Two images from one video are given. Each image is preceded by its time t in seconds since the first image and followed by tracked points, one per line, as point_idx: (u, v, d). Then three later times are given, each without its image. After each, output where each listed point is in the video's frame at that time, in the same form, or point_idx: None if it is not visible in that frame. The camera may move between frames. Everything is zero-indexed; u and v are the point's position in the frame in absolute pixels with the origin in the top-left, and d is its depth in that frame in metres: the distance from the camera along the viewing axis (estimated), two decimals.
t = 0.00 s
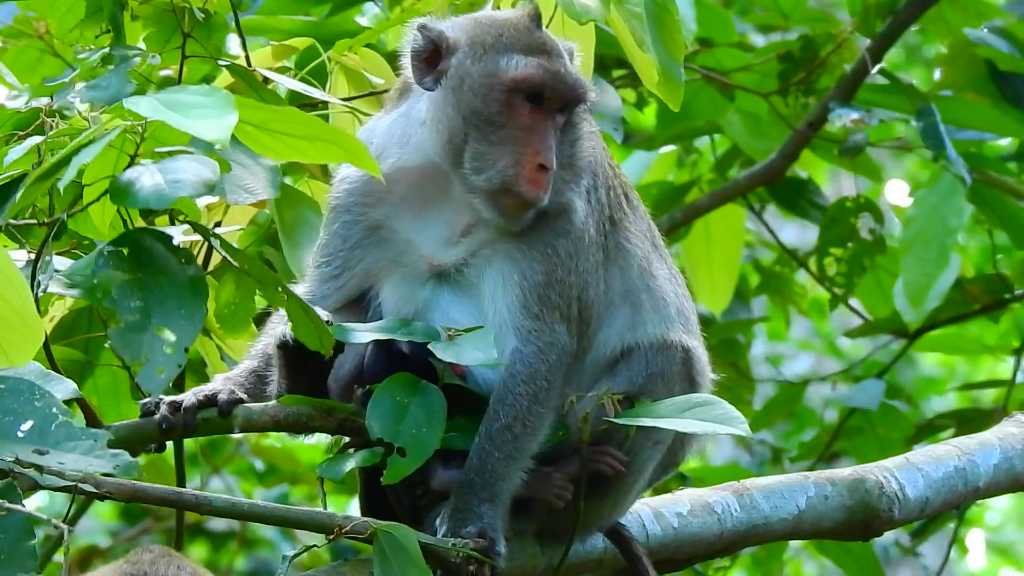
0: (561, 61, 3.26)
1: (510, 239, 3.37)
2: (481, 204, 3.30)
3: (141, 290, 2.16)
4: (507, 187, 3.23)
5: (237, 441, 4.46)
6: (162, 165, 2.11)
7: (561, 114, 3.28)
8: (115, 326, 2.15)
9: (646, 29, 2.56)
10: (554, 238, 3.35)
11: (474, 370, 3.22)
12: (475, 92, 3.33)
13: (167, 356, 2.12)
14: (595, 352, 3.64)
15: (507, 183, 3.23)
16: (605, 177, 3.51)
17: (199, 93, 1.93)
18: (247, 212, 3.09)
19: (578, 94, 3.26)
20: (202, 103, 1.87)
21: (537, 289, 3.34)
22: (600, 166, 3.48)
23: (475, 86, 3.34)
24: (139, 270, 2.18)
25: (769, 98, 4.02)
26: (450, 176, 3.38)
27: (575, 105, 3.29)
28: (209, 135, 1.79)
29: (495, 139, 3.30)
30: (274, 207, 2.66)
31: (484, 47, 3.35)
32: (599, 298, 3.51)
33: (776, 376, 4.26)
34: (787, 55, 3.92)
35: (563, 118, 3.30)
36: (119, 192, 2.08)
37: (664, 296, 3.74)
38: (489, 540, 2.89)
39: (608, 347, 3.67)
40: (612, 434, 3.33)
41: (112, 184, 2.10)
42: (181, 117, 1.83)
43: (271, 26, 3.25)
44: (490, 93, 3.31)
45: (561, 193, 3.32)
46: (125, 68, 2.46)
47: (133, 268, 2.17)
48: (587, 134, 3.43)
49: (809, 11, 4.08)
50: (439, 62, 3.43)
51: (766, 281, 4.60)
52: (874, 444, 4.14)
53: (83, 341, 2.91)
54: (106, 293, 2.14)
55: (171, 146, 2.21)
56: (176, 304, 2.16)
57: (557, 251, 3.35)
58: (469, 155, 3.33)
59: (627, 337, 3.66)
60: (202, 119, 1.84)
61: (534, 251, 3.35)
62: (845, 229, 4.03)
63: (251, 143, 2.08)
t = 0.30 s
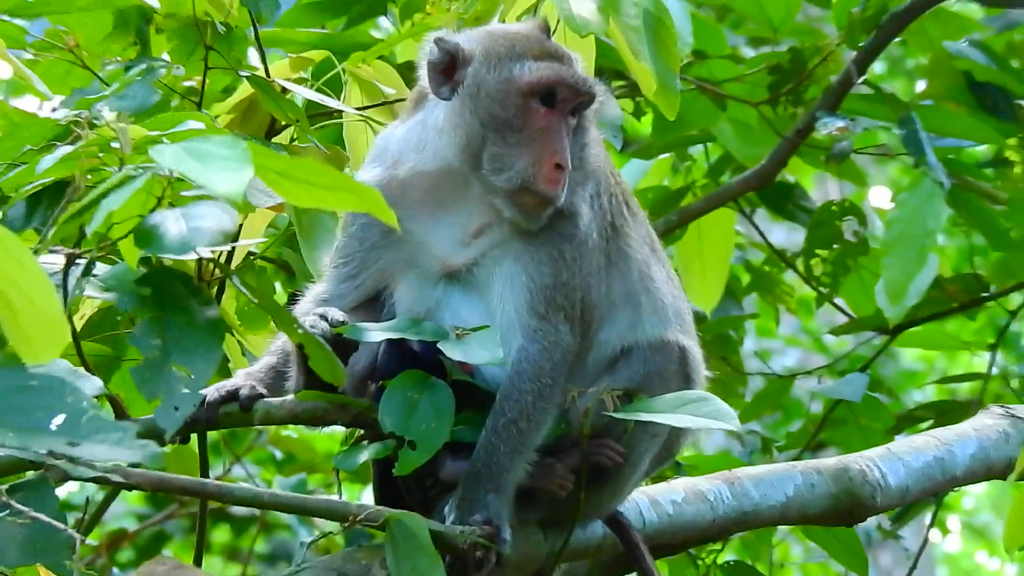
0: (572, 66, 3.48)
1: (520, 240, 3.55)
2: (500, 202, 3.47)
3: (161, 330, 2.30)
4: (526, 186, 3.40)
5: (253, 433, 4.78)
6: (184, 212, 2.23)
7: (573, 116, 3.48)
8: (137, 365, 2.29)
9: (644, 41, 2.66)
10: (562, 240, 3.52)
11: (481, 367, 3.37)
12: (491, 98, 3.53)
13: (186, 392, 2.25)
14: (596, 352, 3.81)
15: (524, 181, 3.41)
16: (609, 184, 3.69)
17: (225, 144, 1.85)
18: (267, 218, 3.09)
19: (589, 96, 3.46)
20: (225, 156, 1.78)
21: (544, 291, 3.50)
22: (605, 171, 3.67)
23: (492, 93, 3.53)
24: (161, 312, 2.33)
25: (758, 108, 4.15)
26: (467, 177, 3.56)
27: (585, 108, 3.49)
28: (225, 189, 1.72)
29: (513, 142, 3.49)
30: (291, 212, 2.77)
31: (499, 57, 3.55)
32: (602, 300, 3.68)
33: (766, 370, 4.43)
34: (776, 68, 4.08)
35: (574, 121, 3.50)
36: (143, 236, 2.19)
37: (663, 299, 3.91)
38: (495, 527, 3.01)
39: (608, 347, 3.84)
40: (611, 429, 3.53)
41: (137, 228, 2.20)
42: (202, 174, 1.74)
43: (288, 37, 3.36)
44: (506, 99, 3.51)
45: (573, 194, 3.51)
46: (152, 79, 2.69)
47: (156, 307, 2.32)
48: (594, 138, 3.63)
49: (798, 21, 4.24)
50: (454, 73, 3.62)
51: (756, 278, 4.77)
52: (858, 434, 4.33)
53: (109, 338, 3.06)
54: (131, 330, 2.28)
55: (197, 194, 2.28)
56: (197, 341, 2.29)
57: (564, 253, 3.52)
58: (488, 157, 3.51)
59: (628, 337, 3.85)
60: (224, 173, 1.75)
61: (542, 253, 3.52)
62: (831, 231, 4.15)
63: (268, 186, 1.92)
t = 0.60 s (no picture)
0: (572, 65, 3.49)
1: (520, 241, 3.56)
2: (501, 201, 3.48)
3: (161, 331, 2.29)
4: (527, 185, 3.41)
5: (255, 433, 4.88)
6: (182, 212, 2.19)
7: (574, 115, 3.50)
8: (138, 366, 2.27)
9: (644, 42, 2.66)
10: (561, 242, 3.54)
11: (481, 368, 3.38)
12: (490, 97, 3.55)
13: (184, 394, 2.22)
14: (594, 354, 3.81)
15: (524, 179, 3.43)
16: (608, 186, 3.71)
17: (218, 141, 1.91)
18: (266, 218, 3.12)
19: (589, 95, 3.48)
20: (220, 153, 1.83)
21: (543, 292, 3.52)
22: (605, 171, 3.68)
23: (492, 92, 3.55)
24: (160, 312, 2.32)
25: (757, 108, 4.17)
26: (469, 177, 3.58)
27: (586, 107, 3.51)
28: (222, 185, 1.76)
29: (513, 140, 3.51)
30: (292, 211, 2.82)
31: (498, 57, 3.56)
32: (600, 301, 3.69)
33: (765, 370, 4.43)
34: (775, 68, 4.07)
35: (575, 119, 3.52)
36: (139, 237, 2.16)
37: (661, 300, 3.92)
38: (494, 528, 3.02)
39: (607, 349, 3.84)
40: (611, 430, 3.53)
41: (134, 229, 2.18)
42: (200, 172, 1.79)
43: (289, 38, 3.38)
44: (505, 98, 3.53)
45: (573, 194, 3.53)
46: (152, 79, 2.70)
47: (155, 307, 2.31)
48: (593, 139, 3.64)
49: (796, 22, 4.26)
50: (454, 74, 3.65)
51: (756, 278, 4.78)
52: (857, 434, 4.35)
53: (111, 337, 3.09)
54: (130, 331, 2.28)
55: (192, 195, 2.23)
56: (195, 346, 2.27)
57: (564, 254, 3.53)
58: (488, 157, 3.53)
59: (628, 339, 3.85)
60: (221, 171, 1.80)
61: (542, 254, 3.54)
62: (829, 232, 4.18)
63: (269, 190, 2.00)
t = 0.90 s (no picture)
0: (571, 61, 3.49)
1: (520, 241, 3.56)
2: (500, 197, 3.48)
3: (152, 348, 2.28)
4: (525, 180, 3.40)
5: (257, 433, 4.94)
6: (177, 229, 2.18)
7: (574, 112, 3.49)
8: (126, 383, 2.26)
9: (645, 43, 2.67)
10: (560, 241, 3.54)
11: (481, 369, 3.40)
12: (488, 94, 3.54)
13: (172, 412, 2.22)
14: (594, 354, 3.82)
15: (523, 176, 3.42)
16: (608, 186, 3.71)
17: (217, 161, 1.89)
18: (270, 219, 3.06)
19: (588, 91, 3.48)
20: (217, 176, 1.82)
21: (543, 292, 3.53)
22: (604, 171, 3.68)
23: (489, 89, 3.54)
24: (153, 332, 2.32)
25: (760, 108, 4.17)
26: (469, 175, 3.56)
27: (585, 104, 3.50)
28: (216, 211, 1.75)
29: (511, 136, 3.50)
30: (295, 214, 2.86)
31: (496, 54, 3.57)
32: (600, 302, 3.69)
33: (766, 370, 4.43)
34: (775, 69, 4.07)
35: (575, 116, 3.51)
36: (135, 254, 2.16)
37: (662, 300, 3.92)
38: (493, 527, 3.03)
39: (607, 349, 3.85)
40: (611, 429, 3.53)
41: (129, 246, 2.17)
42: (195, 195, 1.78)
43: (291, 39, 3.39)
44: (502, 94, 3.52)
45: (572, 191, 3.53)
46: (154, 78, 2.72)
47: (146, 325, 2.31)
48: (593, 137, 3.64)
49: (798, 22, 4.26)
50: (453, 72, 3.66)
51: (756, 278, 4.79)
52: (858, 434, 4.36)
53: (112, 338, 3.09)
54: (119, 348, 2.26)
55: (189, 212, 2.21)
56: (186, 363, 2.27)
57: (564, 253, 3.54)
58: (487, 153, 3.52)
59: (628, 339, 3.85)
60: (218, 196, 1.78)
61: (541, 253, 3.54)
62: (830, 232, 4.18)
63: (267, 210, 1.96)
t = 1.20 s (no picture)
0: (563, 57, 3.47)
1: (518, 238, 3.55)
2: (489, 193, 3.49)
3: (152, 338, 2.30)
4: (513, 175, 3.42)
5: (259, 433, 4.94)
6: (175, 219, 2.19)
7: (566, 108, 3.48)
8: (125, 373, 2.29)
9: (648, 42, 2.67)
10: (557, 239, 3.53)
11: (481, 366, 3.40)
12: (479, 90, 3.55)
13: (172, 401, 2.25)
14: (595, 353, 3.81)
15: (511, 172, 3.43)
16: (606, 184, 3.70)
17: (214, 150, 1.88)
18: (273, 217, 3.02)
19: (579, 88, 3.46)
20: (212, 163, 1.81)
21: (542, 290, 3.51)
22: (602, 169, 3.67)
23: (478, 85, 3.55)
24: (152, 320, 2.32)
25: (763, 108, 4.19)
26: (463, 173, 3.58)
27: (577, 101, 3.49)
28: (213, 198, 1.74)
29: (499, 132, 3.52)
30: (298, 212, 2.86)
31: (487, 50, 3.57)
32: (599, 299, 3.68)
33: (768, 370, 4.43)
34: (777, 68, 4.11)
35: (569, 112, 3.50)
36: (133, 245, 2.18)
37: (662, 298, 3.91)
38: (494, 525, 3.04)
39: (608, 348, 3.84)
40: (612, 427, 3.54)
41: (127, 236, 2.19)
42: (190, 182, 1.77)
43: (293, 38, 3.38)
44: (492, 90, 3.53)
45: (564, 187, 3.50)
46: (156, 78, 2.72)
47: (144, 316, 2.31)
48: (589, 135, 3.61)
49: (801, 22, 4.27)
50: (449, 68, 3.65)
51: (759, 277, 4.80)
52: (860, 433, 4.36)
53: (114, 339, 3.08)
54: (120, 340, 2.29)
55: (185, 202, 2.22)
56: (188, 350, 2.29)
57: (562, 252, 3.53)
58: (475, 149, 3.54)
59: (628, 338, 3.84)
60: (213, 182, 1.78)
61: (539, 251, 3.54)
62: (832, 231, 4.19)
63: (267, 198, 1.96)
